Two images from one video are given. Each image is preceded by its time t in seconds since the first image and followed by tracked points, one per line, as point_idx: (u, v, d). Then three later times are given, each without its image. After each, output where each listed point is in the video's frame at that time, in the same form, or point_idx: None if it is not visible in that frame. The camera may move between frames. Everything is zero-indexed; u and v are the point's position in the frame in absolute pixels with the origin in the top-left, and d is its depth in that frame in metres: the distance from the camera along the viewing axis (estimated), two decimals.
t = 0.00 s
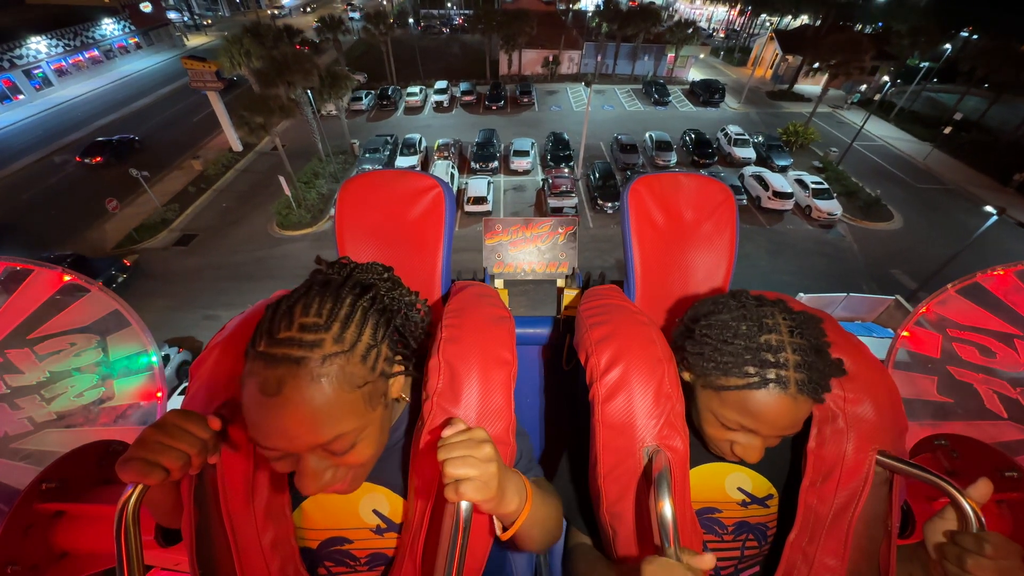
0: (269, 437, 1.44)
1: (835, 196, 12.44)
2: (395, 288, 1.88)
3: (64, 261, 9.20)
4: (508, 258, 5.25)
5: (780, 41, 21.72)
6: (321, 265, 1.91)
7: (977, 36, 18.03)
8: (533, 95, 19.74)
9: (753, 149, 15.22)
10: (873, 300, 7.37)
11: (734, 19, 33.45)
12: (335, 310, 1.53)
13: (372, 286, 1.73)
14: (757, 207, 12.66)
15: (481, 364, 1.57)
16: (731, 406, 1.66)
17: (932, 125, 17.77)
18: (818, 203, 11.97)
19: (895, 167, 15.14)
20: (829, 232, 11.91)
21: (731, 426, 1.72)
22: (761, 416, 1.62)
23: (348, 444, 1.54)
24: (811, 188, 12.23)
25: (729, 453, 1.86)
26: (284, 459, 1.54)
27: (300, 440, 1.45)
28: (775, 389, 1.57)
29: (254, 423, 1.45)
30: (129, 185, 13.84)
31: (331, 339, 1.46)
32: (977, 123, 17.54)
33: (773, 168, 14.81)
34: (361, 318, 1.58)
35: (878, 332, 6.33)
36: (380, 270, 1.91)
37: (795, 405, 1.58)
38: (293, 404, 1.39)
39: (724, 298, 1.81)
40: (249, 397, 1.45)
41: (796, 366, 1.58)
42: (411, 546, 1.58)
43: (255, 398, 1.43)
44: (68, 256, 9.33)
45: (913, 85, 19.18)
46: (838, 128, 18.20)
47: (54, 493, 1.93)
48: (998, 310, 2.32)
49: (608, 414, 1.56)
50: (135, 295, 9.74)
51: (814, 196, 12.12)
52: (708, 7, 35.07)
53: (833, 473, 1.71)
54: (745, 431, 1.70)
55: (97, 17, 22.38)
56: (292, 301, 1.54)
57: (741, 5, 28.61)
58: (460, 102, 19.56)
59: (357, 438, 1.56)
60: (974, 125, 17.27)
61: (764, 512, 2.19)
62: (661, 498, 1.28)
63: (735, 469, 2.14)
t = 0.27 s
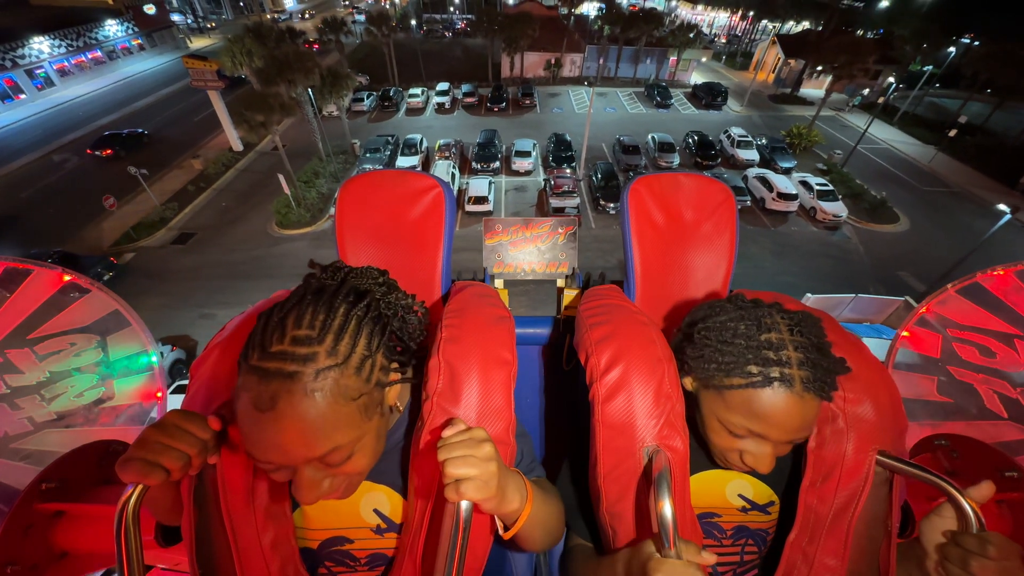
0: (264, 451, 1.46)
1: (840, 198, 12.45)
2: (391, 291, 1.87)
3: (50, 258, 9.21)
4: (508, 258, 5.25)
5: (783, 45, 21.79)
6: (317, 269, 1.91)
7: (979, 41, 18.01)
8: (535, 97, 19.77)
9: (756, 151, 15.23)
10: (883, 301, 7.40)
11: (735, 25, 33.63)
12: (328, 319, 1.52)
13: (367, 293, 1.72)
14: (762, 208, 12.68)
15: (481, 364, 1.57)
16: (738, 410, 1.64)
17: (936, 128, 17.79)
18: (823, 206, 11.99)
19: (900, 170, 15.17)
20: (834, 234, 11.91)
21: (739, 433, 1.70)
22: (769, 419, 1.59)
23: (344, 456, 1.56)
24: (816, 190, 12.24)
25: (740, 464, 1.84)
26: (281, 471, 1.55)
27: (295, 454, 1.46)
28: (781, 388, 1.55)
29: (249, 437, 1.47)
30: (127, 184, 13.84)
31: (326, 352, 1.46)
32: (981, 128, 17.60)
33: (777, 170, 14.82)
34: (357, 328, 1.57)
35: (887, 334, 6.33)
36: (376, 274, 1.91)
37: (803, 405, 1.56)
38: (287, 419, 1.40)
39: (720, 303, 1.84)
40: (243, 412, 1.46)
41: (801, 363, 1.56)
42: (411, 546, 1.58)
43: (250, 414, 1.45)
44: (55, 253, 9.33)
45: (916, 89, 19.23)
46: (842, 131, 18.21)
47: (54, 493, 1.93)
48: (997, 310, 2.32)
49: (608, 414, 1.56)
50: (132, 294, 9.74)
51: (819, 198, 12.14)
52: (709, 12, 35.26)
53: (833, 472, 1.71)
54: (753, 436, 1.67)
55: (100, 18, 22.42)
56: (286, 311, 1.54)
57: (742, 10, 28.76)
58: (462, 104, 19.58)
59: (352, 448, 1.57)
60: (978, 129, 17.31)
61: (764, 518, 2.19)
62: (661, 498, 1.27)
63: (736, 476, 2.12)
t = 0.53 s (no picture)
0: (295, 421, 1.48)
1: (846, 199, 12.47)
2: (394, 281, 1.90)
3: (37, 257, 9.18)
4: (508, 258, 5.25)
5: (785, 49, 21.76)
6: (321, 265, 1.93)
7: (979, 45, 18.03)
8: (537, 99, 19.75)
9: (760, 152, 15.23)
10: (893, 300, 7.39)
11: (735, 31, 33.76)
12: (345, 299, 1.56)
13: (372, 279, 1.75)
14: (767, 209, 12.68)
15: (481, 364, 1.57)
16: (745, 423, 1.61)
17: (942, 129, 17.77)
18: (829, 206, 12.01)
19: (905, 171, 15.18)
20: (840, 235, 11.92)
21: (746, 446, 1.67)
22: (777, 432, 1.56)
23: (372, 420, 1.57)
24: (822, 191, 12.28)
25: (745, 475, 1.81)
26: (307, 442, 1.57)
27: (324, 421, 1.48)
28: (788, 400, 1.53)
29: (278, 407, 1.49)
30: (127, 184, 13.86)
31: (346, 326, 1.51)
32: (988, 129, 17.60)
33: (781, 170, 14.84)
34: (372, 305, 1.62)
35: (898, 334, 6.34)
36: (375, 268, 1.90)
37: (809, 416, 1.53)
38: (316, 386, 1.44)
39: (723, 311, 1.81)
40: (272, 384, 1.49)
41: (809, 374, 1.54)
42: (410, 548, 1.58)
43: (281, 386, 1.47)
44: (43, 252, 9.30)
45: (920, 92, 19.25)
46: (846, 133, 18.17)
47: (54, 493, 1.92)
48: (997, 310, 2.31)
49: (608, 414, 1.56)
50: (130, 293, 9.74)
51: (825, 199, 12.17)
52: (711, 17, 35.36)
53: (833, 472, 1.71)
54: (760, 449, 1.65)
55: (105, 23, 22.35)
56: (305, 294, 1.58)
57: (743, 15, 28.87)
58: (463, 106, 19.58)
59: (376, 419, 1.59)
60: (984, 130, 17.28)
61: (765, 521, 2.19)
62: (661, 497, 1.27)
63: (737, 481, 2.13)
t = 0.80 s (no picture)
0: (304, 415, 1.48)
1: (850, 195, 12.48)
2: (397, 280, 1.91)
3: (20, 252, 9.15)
4: (508, 258, 5.25)
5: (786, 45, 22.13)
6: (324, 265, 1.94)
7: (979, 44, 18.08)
8: (537, 97, 19.76)
9: (763, 148, 15.27)
10: (900, 295, 7.47)
11: (734, 31, 33.85)
12: (352, 294, 1.58)
13: (377, 277, 1.76)
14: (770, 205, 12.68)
15: (481, 363, 1.57)
16: (748, 426, 1.60)
17: (947, 125, 17.85)
18: (834, 201, 12.03)
19: (908, 167, 15.23)
20: (845, 230, 11.95)
21: (750, 450, 1.66)
22: (782, 436, 1.56)
23: (376, 416, 1.57)
24: (825, 186, 12.28)
25: (748, 478, 1.80)
26: (314, 437, 1.57)
27: (331, 415, 1.48)
28: (792, 402, 1.52)
29: (285, 401, 1.50)
30: (124, 182, 13.89)
31: (354, 320, 1.52)
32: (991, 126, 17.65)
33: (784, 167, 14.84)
34: (376, 302, 1.63)
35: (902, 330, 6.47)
36: (379, 266, 1.91)
37: (813, 419, 1.53)
38: (324, 379, 1.44)
39: (725, 313, 1.81)
40: (279, 378, 1.49)
41: (812, 377, 1.55)
42: (410, 548, 1.58)
43: (290, 381, 1.47)
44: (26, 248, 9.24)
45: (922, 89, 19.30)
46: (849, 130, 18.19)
47: (54, 493, 1.92)
48: (997, 310, 2.31)
49: (608, 414, 1.55)
50: (127, 291, 9.75)
51: (828, 194, 12.19)
52: (711, 16, 35.44)
53: (833, 472, 1.71)
54: (764, 452, 1.64)
55: (103, 22, 22.41)
56: (311, 291, 1.58)
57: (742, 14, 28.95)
58: (463, 104, 19.59)
59: (383, 413, 1.60)
60: (989, 126, 17.31)
61: (763, 523, 2.19)
62: (661, 498, 1.27)
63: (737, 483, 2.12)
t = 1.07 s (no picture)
0: (312, 436, 1.49)
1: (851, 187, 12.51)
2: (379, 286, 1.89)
3: None
4: (508, 258, 5.25)
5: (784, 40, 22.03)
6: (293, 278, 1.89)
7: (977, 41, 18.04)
8: (534, 89, 19.78)
9: (763, 141, 15.34)
10: (904, 286, 7.35)
11: (733, 25, 33.91)
12: (338, 308, 1.55)
13: (353, 284, 1.73)
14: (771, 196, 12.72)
15: (481, 363, 1.57)
16: (752, 434, 1.61)
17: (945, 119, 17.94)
18: (835, 193, 12.06)
19: (909, 159, 15.27)
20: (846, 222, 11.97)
21: (755, 455, 1.67)
22: (787, 442, 1.56)
23: (388, 421, 1.61)
24: (826, 178, 12.32)
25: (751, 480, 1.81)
26: (327, 454, 1.58)
27: (341, 432, 1.50)
28: (797, 409, 1.52)
29: (289, 422, 1.50)
30: (115, 175, 13.90)
31: (349, 334, 1.51)
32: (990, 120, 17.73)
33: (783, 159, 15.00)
34: (363, 310, 1.61)
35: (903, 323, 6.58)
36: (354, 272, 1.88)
37: (818, 425, 1.54)
38: (327, 398, 1.44)
39: (729, 317, 1.81)
40: (281, 403, 1.48)
41: (817, 382, 1.55)
42: (411, 548, 1.58)
43: (291, 403, 1.47)
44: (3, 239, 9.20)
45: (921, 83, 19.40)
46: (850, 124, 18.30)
47: (54, 493, 1.92)
48: (995, 310, 2.32)
49: (608, 414, 1.55)
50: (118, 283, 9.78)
51: (829, 186, 12.21)
52: (709, 11, 35.55)
53: (833, 472, 1.70)
54: (769, 456, 1.64)
55: (93, 12, 22.54)
56: (293, 309, 1.54)
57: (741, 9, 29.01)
58: (459, 96, 19.62)
59: (390, 420, 1.62)
60: (988, 120, 17.44)
61: (761, 528, 2.20)
62: (661, 498, 1.28)
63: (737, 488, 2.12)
